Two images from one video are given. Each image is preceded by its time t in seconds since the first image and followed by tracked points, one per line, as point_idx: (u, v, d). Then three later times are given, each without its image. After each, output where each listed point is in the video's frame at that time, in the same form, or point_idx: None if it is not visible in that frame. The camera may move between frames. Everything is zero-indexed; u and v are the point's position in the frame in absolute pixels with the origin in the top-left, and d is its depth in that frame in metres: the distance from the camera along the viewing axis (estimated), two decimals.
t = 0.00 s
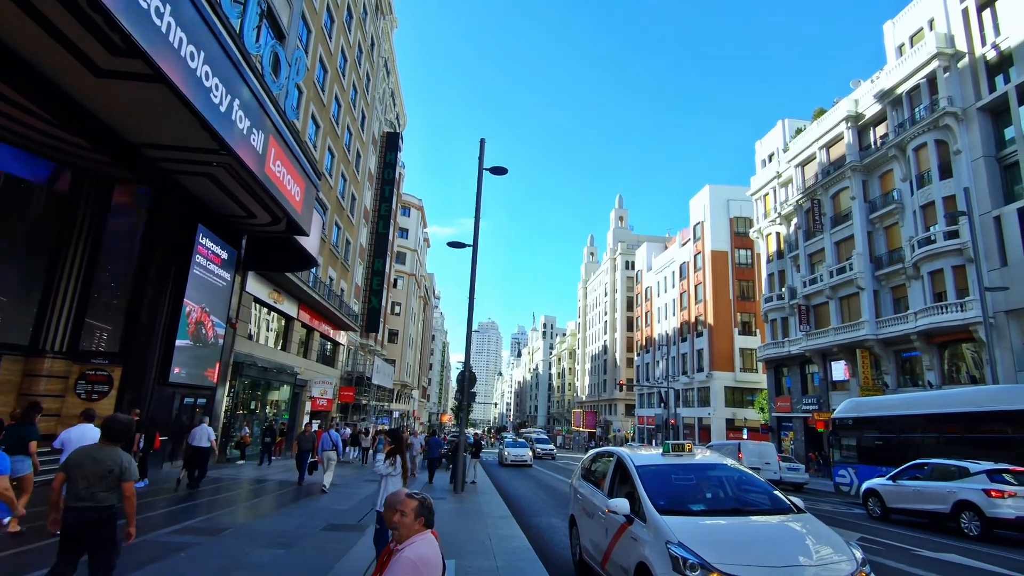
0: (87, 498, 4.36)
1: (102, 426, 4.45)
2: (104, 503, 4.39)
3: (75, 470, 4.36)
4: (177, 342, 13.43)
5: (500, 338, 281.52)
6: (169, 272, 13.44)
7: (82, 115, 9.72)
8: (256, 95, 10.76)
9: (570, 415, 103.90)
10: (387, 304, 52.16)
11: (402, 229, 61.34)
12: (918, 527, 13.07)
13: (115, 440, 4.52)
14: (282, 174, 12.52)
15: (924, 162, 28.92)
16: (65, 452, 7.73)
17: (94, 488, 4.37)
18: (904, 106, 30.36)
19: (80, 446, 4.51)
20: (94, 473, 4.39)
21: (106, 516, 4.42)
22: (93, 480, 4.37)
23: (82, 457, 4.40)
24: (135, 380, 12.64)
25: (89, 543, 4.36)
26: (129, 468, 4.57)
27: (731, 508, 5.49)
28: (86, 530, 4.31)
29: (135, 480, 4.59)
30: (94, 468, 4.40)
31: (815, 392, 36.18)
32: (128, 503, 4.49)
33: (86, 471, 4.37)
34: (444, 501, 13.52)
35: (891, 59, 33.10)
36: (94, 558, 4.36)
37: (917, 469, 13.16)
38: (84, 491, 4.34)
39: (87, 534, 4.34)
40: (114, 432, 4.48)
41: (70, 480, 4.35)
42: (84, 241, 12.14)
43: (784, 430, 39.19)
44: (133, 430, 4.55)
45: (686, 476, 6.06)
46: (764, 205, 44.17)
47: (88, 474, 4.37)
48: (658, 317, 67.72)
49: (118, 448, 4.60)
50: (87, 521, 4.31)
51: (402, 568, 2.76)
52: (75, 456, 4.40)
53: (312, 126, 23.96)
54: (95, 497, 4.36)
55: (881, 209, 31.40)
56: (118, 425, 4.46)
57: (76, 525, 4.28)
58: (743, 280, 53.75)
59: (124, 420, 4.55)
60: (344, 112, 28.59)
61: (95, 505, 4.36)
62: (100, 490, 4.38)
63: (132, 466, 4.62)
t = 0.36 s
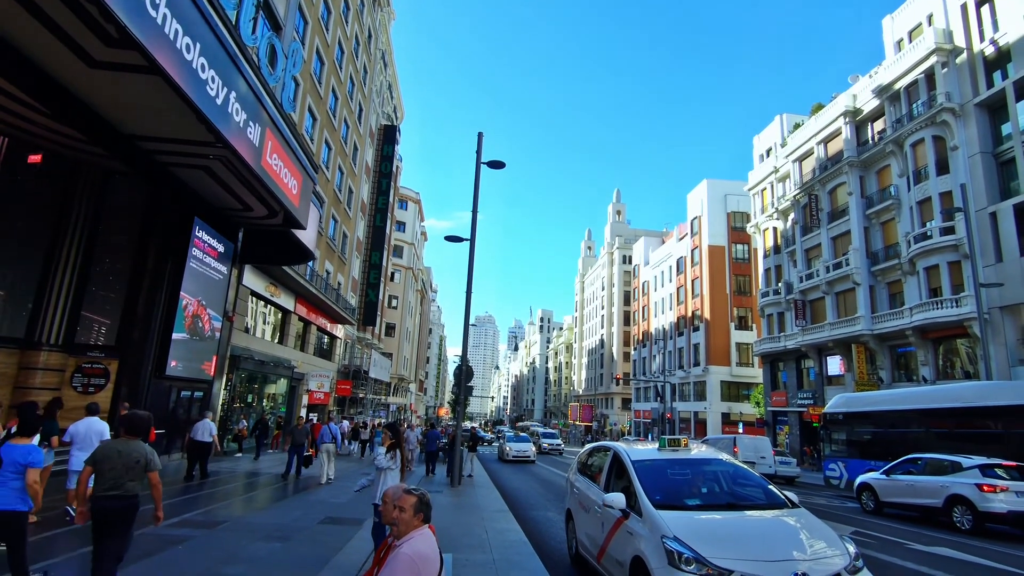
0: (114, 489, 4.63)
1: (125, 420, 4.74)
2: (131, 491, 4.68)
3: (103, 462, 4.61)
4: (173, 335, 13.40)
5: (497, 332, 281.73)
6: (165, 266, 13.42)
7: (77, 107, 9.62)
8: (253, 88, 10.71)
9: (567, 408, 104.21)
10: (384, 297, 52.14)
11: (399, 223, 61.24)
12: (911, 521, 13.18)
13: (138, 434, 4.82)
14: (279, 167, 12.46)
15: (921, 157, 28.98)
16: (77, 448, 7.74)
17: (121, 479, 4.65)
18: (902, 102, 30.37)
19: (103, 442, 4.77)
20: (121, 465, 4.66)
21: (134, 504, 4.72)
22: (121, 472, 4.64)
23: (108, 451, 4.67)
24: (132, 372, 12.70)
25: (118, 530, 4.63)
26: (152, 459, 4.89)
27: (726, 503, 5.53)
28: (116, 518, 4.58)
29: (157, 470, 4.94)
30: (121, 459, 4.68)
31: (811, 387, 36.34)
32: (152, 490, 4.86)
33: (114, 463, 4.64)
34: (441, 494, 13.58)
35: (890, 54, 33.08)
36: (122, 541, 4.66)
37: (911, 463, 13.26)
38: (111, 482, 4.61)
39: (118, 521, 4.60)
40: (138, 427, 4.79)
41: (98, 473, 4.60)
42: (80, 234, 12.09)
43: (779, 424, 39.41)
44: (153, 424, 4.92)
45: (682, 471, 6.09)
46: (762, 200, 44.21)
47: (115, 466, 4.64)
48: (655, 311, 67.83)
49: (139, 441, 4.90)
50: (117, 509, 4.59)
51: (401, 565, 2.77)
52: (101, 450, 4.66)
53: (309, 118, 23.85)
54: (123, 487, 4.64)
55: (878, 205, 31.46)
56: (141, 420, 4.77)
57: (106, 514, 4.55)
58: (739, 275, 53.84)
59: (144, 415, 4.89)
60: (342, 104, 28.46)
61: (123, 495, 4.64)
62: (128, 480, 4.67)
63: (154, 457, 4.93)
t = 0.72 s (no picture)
0: (131, 477, 4.98)
1: (139, 414, 5.18)
2: (148, 479, 5.03)
3: (121, 454, 4.98)
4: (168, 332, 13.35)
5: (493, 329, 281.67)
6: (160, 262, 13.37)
7: (73, 103, 9.55)
8: (249, 84, 10.66)
9: (562, 406, 104.38)
10: (380, 294, 52.03)
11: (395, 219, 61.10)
12: (903, 519, 13.27)
13: (152, 427, 5.23)
14: (275, 163, 12.40)
15: (915, 158, 29.12)
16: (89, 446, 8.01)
17: (138, 469, 5.00)
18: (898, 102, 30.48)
19: (120, 434, 5.15)
20: (137, 455, 5.02)
21: (150, 490, 5.06)
22: (137, 461, 5.00)
23: (126, 443, 5.04)
24: (126, 369, 12.72)
25: (136, 514, 4.96)
26: (166, 451, 5.24)
27: (721, 502, 5.55)
28: (134, 504, 4.92)
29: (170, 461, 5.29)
30: (138, 451, 5.05)
31: (805, 385, 36.50)
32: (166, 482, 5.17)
33: (131, 453, 5.01)
34: (436, 491, 13.58)
35: (885, 54, 33.20)
36: (143, 523, 4.98)
37: (903, 462, 13.33)
38: (129, 471, 4.97)
39: (135, 507, 4.94)
40: (153, 421, 5.21)
41: (117, 463, 4.97)
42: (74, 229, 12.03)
43: (773, 422, 39.57)
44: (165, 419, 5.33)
45: (677, 469, 6.12)
46: (758, 199, 44.32)
47: (132, 457, 5.00)
48: (650, 309, 67.96)
49: (154, 434, 5.28)
50: (134, 494, 4.92)
51: (399, 563, 2.79)
52: (119, 442, 5.03)
53: (305, 114, 23.73)
54: (140, 475, 5.00)
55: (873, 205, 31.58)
56: (155, 413, 5.19)
57: (127, 500, 4.91)
58: (735, 273, 53.98)
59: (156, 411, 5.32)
60: (338, 101, 28.37)
61: (139, 483, 5.00)
62: (144, 469, 5.02)
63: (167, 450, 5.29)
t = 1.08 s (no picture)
0: (131, 470, 5.15)
1: (138, 410, 5.43)
2: (147, 472, 5.22)
3: (122, 447, 5.17)
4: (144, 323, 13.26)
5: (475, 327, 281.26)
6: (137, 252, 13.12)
7: (50, 85, 9.30)
8: (234, 73, 10.48)
9: (543, 406, 104.63)
10: (362, 290, 51.64)
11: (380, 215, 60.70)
12: (873, 522, 13.54)
13: (150, 421, 5.46)
14: (259, 155, 12.20)
15: (894, 168, 29.72)
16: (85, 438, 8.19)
17: (138, 462, 5.19)
18: (879, 114, 31.06)
19: (118, 429, 5.35)
20: (138, 449, 5.22)
21: (148, 483, 5.24)
22: (138, 454, 5.20)
23: (127, 437, 5.24)
24: (100, 360, 12.42)
25: (135, 506, 5.12)
26: (163, 445, 5.50)
27: (698, 502, 5.61)
28: (134, 494, 5.08)
29: (167, 455, 5.54)
30: (138, 445, 5.25)
31: (782, 389, 37.05)
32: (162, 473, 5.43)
33: (132, 446, 5.21)
34: (415, 489, 13.52)
35: (867, 66, 33.81)
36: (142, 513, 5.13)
37: (875, 466, 13.59)
38: (130, 464, 5.15)
39: (134, 498, 5.10)
40: (151, 416, 5.47)
41: (118, 455, 5.15)
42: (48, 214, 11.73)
43: (750, 425, 40.12)
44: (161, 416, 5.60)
45: (656, 470, 6.16)
46: (740, 205, 44.86)
47: (133, 450, 5.20)
48: (632, 311, 68.43)
49: (150, 429, 5.54)
50: (136, 486, 5.10)
51: (377, 562, 2.76)
52: (120, 436, 5.22)
53: (291, 106, 23.44)
54: (141, 468, 5.19)
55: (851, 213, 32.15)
56: (154, 408, 5.45)
57: (128, 492, 5.07)
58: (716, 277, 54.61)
59: (152, 408, 5.59)
60: (324, 93, 28.06)
61: (139, 476, 5.17)
62: (145, 462, 5.22)
63: (163, 444, 5.53)
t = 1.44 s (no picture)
0: (130, 457, 5.43)
1: (137, 400, 5.70)
2: (146, 459, 5.48)
3: (122, 436, 5.44)
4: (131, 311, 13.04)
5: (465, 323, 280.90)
6: (124, 240, 12.93)
7: (37, 68, 9.13)
8: (226, 61, 10.36)
9: (531, 402, 104.88)
10: (352, 283, 51.40)
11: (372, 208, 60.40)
12: (855, 521, 13.72)
13: (148, 411, 5.74)
14: (250, 144, 12.05)
15: (883, 173, 29.99)
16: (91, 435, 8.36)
17: (138, 449, 5.46)
18: (870, 118, 31.32)
19: (119, 419, 5.62)
20: (137, 437, 5.49)
21: (147, 469, 5.51)
22: (137, 442, 5.47)
23: (127, 426, 5.51)
24: (85, 351, 12.13)
25: (133, 490, 5.40)
26: (162, 434, 5.78)
27: (685, 499, 5.65)
28: (133, 481, 5.36)
29: (166, 442, 5.83)
30: (137, 433, 5.52)
31: (768, 389, 37.39)
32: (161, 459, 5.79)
33: (132, 434, 5.49)
34: (403, 483, 13.51)
35: (859, 71, 34.07)
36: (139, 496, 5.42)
37: (857, 466, 13.74)
38: (130, 451, 5.42)
39: (132, 484, 5.38)
40: (149, 406, 5.75)
41: (118, 443, 5.42)
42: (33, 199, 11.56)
43: (736, 424, 40.44)
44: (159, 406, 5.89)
45: (644, 467, 6.19)
46: (731, 206, 45.11)
47: (133, 438, 5.47)
48: (622, 309, 68.68)
49: (149, 419, 5.81)
50: (134, 472, 5.38)
51: (366, 553, 2.76)
52: (121, 425, 5.49)
53: (283, 96, 23.22)
54: (140, 454, 5.46)
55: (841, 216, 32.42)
56: (152, 399, 5.74)
57: (127, 477, 5.35)
58: (706, 277, 54.94)
59: (151, 398, 5.86)
60: (317, 84, 27.81)
61: (138, 462, 5.44)
62: (144, 450, 5.49)
63: (162, 432, 5.81)
